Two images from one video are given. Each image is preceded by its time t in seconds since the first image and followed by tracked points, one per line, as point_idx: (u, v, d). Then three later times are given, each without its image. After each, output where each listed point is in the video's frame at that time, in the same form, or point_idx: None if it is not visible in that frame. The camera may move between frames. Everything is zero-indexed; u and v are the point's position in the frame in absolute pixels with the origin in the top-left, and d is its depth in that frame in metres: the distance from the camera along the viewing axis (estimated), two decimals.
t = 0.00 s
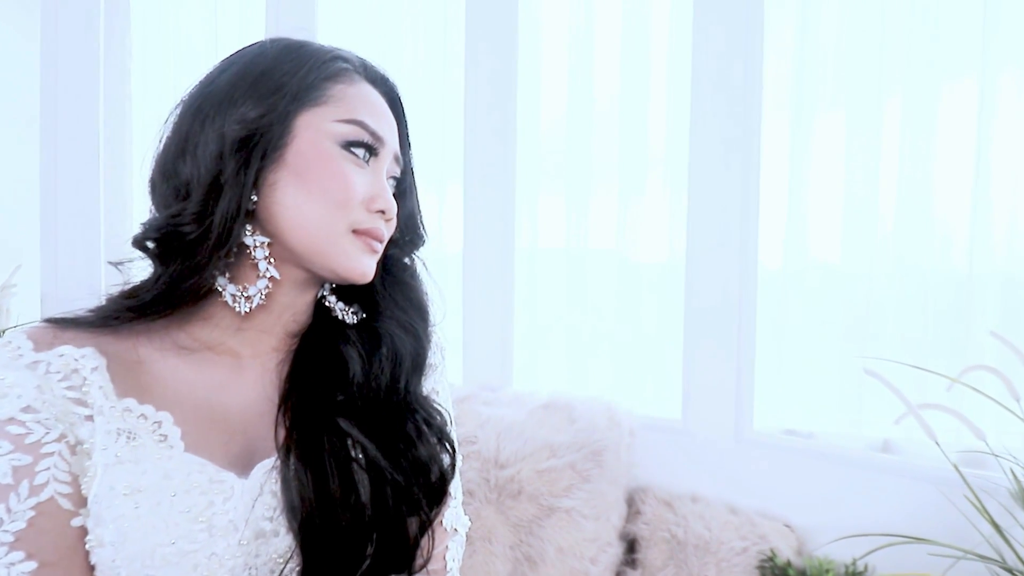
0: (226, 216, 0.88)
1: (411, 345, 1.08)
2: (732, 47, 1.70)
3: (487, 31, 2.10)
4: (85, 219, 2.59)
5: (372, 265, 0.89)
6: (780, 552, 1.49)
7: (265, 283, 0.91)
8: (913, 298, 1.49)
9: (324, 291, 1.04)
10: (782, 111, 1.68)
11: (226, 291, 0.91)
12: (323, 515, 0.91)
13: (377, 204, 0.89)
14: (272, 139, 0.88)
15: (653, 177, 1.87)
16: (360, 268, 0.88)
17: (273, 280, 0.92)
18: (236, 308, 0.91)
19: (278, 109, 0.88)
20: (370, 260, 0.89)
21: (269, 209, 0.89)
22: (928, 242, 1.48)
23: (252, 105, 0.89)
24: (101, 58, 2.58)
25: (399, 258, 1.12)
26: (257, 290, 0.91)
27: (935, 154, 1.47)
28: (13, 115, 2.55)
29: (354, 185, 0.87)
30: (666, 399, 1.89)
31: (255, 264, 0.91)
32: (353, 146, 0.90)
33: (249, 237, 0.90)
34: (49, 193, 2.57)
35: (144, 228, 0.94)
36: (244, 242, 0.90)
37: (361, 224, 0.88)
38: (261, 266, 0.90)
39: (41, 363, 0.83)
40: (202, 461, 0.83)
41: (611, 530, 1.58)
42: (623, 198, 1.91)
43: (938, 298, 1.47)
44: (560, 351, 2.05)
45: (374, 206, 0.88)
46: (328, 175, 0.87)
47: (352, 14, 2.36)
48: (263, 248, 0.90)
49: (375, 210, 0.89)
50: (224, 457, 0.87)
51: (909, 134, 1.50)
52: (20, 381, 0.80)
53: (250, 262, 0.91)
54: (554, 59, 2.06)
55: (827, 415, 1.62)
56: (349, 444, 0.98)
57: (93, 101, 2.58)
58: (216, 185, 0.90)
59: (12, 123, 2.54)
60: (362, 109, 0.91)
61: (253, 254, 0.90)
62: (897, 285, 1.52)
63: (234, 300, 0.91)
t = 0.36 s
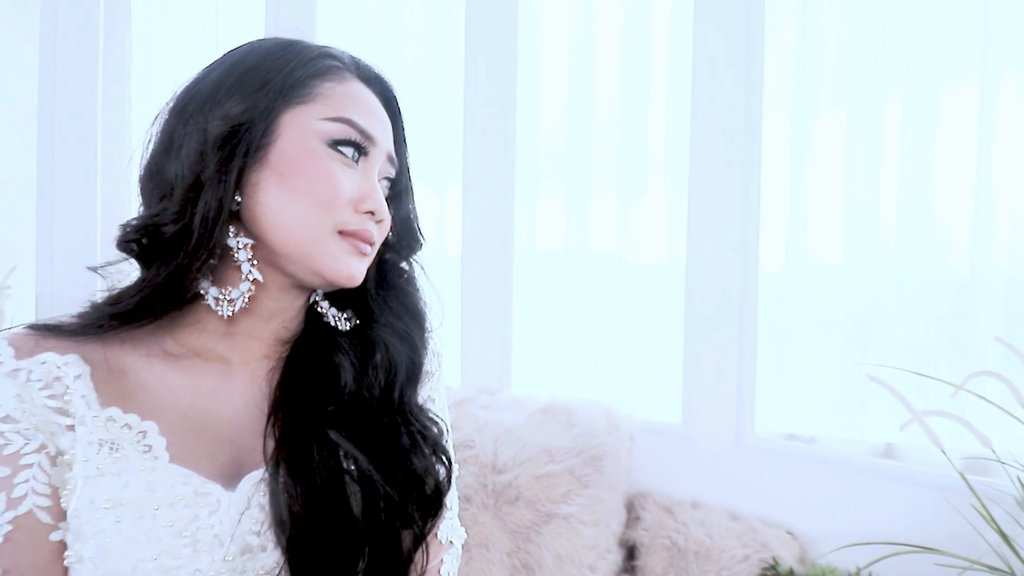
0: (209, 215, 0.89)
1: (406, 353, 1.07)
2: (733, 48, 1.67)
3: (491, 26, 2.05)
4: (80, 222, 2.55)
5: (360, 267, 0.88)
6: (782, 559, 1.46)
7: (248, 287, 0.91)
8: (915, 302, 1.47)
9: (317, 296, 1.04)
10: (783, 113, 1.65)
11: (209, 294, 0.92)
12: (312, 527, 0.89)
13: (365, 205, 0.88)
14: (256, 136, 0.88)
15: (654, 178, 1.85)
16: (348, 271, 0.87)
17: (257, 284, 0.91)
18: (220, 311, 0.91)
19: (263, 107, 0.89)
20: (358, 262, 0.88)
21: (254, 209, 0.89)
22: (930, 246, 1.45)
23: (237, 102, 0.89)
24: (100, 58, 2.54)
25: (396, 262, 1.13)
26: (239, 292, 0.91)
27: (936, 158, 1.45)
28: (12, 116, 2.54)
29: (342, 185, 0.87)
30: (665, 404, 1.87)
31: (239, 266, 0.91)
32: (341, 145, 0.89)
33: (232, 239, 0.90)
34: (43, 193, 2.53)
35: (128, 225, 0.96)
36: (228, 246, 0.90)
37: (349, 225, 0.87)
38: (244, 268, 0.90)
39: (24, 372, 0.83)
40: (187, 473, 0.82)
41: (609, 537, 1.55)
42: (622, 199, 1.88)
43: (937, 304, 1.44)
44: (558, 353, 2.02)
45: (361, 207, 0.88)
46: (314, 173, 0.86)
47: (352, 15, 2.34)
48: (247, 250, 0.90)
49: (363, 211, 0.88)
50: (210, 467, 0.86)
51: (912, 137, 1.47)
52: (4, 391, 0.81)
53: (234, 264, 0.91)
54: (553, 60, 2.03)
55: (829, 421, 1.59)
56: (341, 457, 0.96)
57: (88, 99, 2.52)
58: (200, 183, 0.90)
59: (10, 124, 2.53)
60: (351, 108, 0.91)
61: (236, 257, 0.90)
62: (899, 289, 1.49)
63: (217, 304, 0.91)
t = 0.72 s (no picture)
0: (194, 216, 0.87)
1: (399, 362, 1.06)
2: (733, 49, 1.67)
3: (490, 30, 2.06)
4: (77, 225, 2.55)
5: (354, 268, 0.86)
6: (783, 566, 1.43)
7: (237, 290, 0.88)
8: (917, 306, 1.44)
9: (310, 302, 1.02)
10: (784, 114, 1.63)
11: (198, 297, 0.90)
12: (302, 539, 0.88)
13: (357, 204, 0.86)
14: (244, 134, 0.86)
15: (653, 179, 1.82)
16: (340, 272, 0.84)
17: (247, 286, 0.89)
18: (209, 315, 0.89)
19: (252, 104, 0.87)
20: (352, 262, 0.85)
21: (242, 208, 0.86)
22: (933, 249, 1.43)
23: (225, 101, 0.88)
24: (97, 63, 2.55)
25: (392, 266, 1.11)
26: (228, 295, 0.88)
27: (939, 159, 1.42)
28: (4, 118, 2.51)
29: (333, 182, 0.84)
30: (663, 408, 1.84)
31: (228, 268, 0.88)
32: (332, 143, 0.88)
33: (221, 239, 0.88)
34: (40, 197, 2.54)
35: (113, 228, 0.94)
36: (216, 247, 0.88)
37: (341, 224, 0.85)
38: (233, 271, 0.87)
39: (7, 380, 0.81)
40: (172, 486, 0.80)
41: (608, 544, 1.52)
42: (620, 199, 1.85)
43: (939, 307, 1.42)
44: (555, 355, 2.00)
45: (354, 205, 0.85)
46: (304, 171, 0.84)
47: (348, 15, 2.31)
48: (236, 252, 0.88)
49: (355, 210, 0.85)
50: (197, 481, 0.84)
51: (914, 138, 1.45)
52: None
53: (223, 266, 0.89)
54: (551, 60, 2.01)
55: (831, 427, 1.56)
56: (333, 469, 0.95)
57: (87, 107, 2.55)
58: (185, 183, 0.89)
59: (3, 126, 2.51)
60: (342, 106, 0.89)
61: (225, 258, 0.88)
62: (901, 292, 1.46)
63: (207, 308, 0.89)
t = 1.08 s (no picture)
0: (184, 218, 0.86)
1: (394, 371, 1.04)
2: (735, 49, 1.63)
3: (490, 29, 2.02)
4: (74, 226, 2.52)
5: (348, 269, 0.84)
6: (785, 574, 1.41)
7: (228, 292, 0.87)
8: (919, 310, 1.42)
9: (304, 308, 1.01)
10: (784, 116, 1.61)
11: (189, 300, 0.88)
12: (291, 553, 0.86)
13: (350, 204, 0.84)
14: (234, 134, 0.85)
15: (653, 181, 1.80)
16: (333, 273, 0.82)
17: (238, 289, 0.87)
18: (200, 318, 0.88)
19: (243, 104, 0.86)
20: (345, 263, 0.84)
21: (232, 210, 0.85)
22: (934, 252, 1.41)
23: (216, 101, 0.87)
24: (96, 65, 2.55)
25: (389, 272, 1.10)
26: (219, 299, 0.87)
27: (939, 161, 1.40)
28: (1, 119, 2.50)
29: (325, 180, 0.83)
30: (663, 412, 1.83)
31: (218, 271, 0.87)
32: (323, 142, 0.86)
33: (211, 242, 0.86)
34: (36, 198, 2.51)
35: (101, 230, 0.93)
36: (206, 249, 0.87)
37: (333, 224, 0.83)
38: (223, 274, 0.86)
39: None
40: (160, 499, 0.78)
41: (607, 551, 1.50)
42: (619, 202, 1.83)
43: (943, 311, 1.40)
44: (554, 359, 1.98)
45: (346, 205, 0.84)
46: (295, 170, 0.82)
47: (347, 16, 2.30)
48: (227, 255, 0.86)
49: (348, 210, 0.84)
50: (185, 490, 0.83)
51: (915, 141, 1.43)
52: None
53: (214, 268, 0.88)
54: (550, 61, 1.99)
55: (830, 431, 1.55)
56: (325, 481, 0.93)
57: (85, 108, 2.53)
58: (175, 183, 0.88)
59: None
60: (333, 105, 0.88)
61: (217, 260, 0.86)
62: (902, 296, 1.44)
63: (198, 311, 0.88)
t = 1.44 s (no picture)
0: (178, 221, 0.84)
1: (392, 378, 1.03)
2: (735, 52, 1.62)
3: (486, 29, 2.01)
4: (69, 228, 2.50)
5: (342, 274, 0.82)
6: None
7: (221, 297, 0.85)
8: (919, 314, 1.41)
9: (299, 314, 0.98)
10: (784, 119, 1.60)
11: (182, 304, 0.86)
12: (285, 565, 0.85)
13: (346, 207, 0.82)
14: (230, 136, 0.84)
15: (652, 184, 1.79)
16: (327, 277, 0.81)
17: (232, 294, 0.86)
18: (193, 322, 0.86)
19: (239, 106, 0.85)
20: (340, 268, 0.82)
21: (226, 213, 0.83)
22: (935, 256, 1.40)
23: (212, 103, 0.85)
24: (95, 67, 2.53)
25: (387, 279, 1.09)
26: (212, 303, 0.85)
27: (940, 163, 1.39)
28: None
29: (320, 183, 0.81)
30: (662, 418, 1.81)
31: (212, 276, 0.85)
32: (319, 144, 0.85)
33: (205, 246, 0.85)
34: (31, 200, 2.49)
35: (95, 234, 0.92)
36: (200, 253, 0.86)
37: (329, 228, 0.81)
38: (216, 278, 0.84)
39: None
40: (150, 510, 0.77)
41: (606, 558, 1.48)
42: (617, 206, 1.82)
43: (943, 315, 1.39)
44: (552, 363, 1.97)
45: (341, 208, 0.82)
46: (290, 172, 0.81)
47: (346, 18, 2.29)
48: (221, 260, 0.85)
49: (344, 213, 0.82)
50: (177, 500, 0.81)
51: (915, 144, 1.42)
52: None
53: (207, 272, 0.86)
54: (549, 63, 1.98)
55: (830, 436, 1.54)
56: (320, 492, 0.91)
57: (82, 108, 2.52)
58: (169, 186, 0.86)
59: None
60: (331, 108, 0.87)
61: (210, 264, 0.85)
62: (903, 301, 1.43)
63: (190, 315, 0.86)
